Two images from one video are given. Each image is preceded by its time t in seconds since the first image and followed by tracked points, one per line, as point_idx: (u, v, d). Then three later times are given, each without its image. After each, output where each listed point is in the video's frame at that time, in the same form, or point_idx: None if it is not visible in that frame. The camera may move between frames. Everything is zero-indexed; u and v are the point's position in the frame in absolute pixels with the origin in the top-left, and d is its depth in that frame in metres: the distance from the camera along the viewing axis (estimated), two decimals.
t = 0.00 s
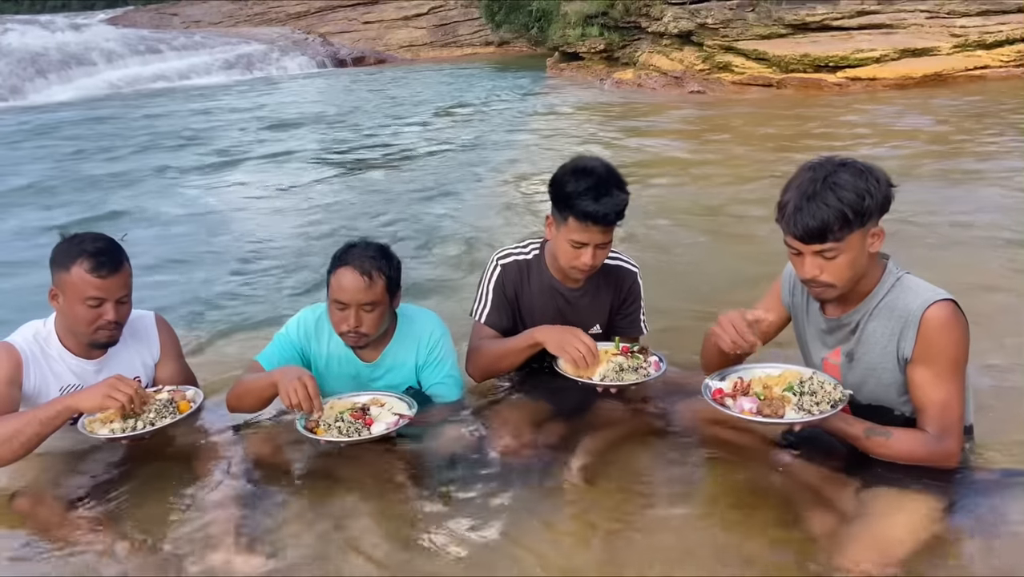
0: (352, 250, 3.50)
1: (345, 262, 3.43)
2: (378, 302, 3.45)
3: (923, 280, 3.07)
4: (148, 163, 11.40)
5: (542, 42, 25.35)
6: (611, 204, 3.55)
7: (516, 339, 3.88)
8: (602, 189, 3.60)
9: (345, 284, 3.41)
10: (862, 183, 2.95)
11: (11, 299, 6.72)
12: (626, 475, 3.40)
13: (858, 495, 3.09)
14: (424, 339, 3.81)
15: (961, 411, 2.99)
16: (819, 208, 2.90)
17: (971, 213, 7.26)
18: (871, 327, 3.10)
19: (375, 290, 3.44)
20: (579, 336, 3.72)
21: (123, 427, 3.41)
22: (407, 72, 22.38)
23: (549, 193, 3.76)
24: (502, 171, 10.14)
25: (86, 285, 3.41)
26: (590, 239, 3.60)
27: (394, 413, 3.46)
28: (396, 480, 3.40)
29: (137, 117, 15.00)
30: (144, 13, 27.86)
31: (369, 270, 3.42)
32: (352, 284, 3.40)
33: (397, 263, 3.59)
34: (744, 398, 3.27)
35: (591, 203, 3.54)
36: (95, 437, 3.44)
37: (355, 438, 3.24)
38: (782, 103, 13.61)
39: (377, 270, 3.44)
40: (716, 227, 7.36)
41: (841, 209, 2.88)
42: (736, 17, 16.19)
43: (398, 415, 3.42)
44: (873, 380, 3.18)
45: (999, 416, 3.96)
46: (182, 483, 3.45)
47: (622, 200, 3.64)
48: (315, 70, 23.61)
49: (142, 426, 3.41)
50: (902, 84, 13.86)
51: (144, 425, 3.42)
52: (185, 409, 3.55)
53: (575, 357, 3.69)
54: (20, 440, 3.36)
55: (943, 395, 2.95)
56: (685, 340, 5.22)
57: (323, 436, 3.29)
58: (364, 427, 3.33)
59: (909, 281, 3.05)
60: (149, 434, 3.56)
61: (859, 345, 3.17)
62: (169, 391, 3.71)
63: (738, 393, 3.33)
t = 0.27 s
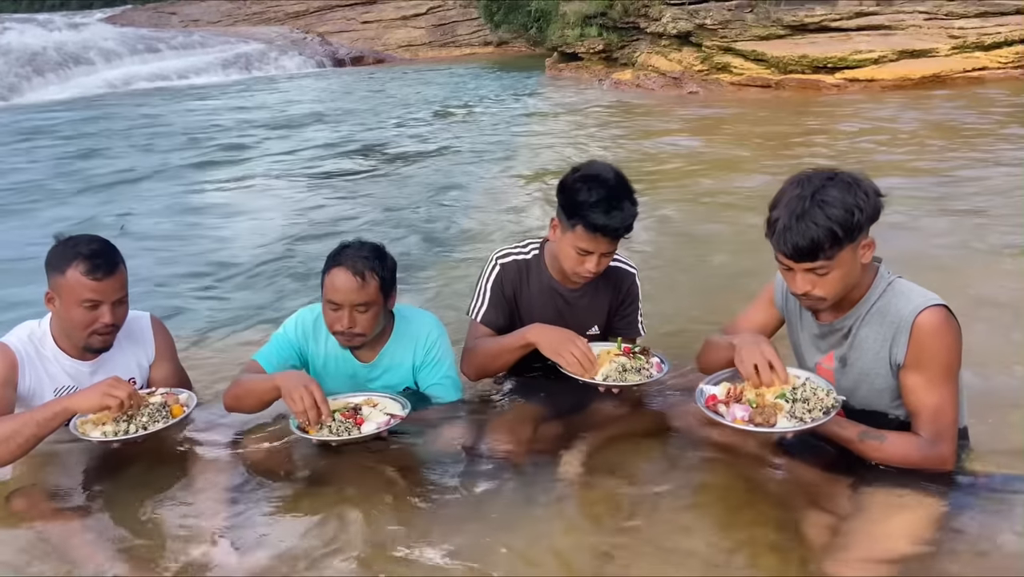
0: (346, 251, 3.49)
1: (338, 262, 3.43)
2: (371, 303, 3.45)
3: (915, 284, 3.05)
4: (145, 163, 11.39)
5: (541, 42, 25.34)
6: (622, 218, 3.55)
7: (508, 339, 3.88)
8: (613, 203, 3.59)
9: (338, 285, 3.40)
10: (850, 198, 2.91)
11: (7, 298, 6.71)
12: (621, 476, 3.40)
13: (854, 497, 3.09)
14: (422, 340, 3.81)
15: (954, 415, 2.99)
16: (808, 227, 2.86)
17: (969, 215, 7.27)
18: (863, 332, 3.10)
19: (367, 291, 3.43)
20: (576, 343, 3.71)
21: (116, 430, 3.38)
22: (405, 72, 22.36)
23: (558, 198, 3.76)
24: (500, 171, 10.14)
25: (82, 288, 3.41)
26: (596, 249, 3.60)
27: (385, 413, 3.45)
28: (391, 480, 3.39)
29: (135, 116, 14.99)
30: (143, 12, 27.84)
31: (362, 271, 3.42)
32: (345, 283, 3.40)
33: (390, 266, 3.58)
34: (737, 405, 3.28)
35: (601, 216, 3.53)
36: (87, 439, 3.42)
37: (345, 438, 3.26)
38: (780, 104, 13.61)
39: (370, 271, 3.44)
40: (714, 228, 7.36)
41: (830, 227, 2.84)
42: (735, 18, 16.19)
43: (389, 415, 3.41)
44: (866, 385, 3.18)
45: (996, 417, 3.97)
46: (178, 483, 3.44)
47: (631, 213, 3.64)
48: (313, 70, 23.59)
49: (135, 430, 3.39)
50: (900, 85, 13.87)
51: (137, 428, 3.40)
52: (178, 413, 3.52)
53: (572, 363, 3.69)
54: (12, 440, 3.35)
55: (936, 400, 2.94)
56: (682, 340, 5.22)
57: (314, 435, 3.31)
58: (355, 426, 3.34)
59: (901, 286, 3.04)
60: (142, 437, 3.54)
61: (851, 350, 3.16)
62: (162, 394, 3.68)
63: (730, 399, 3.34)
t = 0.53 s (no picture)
0: (346, 251, 3.49)
1: (338, 264, 3.43)
2: (370, 304, 3.45)
3: (914, 289, 3.04)
4: (143, 162, 11.38)
5: (540, 42, 25.34)
6: (619, 214, 3.56)
7: (509, 340, 3.88)
8: (609, 199, 3.59)
9: (337, 285, 3.40)
10: (845, 208, 2.88)
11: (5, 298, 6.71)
12: (619, 476, 3.39)
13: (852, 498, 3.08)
14: (421, 341, 3.80)
15: (952, 421, 2.99)
16: (801, 239, 2.84)
17: (968, 215, 7.27)
18: (861, 337, 3.09)
19: (366, 291, 3.43)
20: (577, 350, 3.72)
21: (109, 428, 3.39)
22: (404, 72, 22.36)
23: (554, 200, 3.75)
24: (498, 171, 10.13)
25: (73, 294, 3.40)
26: (596, 246, 3.59)
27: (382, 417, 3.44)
28: (388, 480, 3.39)
29: (134, 115, 14.98)
30: (141, 11, 27.82)
31: (362, 271, 3.41)
32: (345, 284, 3.39)
33: (389, 267, 3.57)
34: (734, 407, 3.27)
35: (598, 212, 3.53)
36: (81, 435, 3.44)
37: (340, 442, 3.25)
38: (778, 104, 13.62)
39: (369, 271, 3.43)
40: (712, 227, 7.38)
41: (824, 240, 2.82)
42: (733, 18, 16.19)
43: (385, 418, 3.41)
44: (863, 389, 3.18)
45: (994, 417, 3.96)
46: (174, 483, 3.44)
47: (628, 209, 3.64)
48: (312, 69, 23.59)
49: (128, 429, 3.40)
50: (898, 85, 13.88)
51: (129, 428, 3.41)
52: (173, 412, 3.52)
53: (570, 368, 3.69)
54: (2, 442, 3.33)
55: (934, 406, 2.94)
56: (681, 340, 5.22)
57: (310, 433, 3.33)
58: (351, 430, 3.33)
59: (899, 291, 3.03)
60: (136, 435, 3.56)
61: (849, 355, 3.16)
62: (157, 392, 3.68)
63: (727, 401, 3.33)
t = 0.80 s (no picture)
0: (348, 249, 3.49)
1: (340, 261, 3.43)
2: (370, 301, 3.45)
3: (915, 292, 3.04)
4: (142, 161, 11.36)
5: (539, 41, 25.33)
6: (615, 211, 3.55)
7: (506, 338, 3.87)
8: (606, 198, 3.59)
9: (338, 282, 3.39)
10: (847, 214, 2.87)
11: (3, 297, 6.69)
12: (619, 476, 3.38)
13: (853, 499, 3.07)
14: (421, 339, 3.80)
15: (953, 424, 2.98)
16: (800, 245, 2.84)
17: (967, 214, 7.27)
18: (862, 340, 3.09)
19: (366, 289, 3.42)
20: (574, 332, 3.71)
21: (102, 420, 3.41)
22: (403, 70, 22.35)
23: (552, 198, 3.74)
24: (497, 170, 10.12)
25: (69, 296, 3.39)
26: (594, 245, 3.58)
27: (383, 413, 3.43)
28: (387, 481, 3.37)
29: (132, 114, 14.95)
30: (140, 10, 27.79)
31: (362, 268, 3.41)
32: (345, 281, 3.39)
33: (390, 265, 3.57)
34: (734, 414, 3.24)
35: (595, 211, 3.53)
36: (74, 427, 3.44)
37: (343, 438, 3.25)
38: (778, 103, 13.61)
39: (369, 269, 3.43)
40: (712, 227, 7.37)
41: (823, 246, 2.81)
42: (732, 17, 16.18)
43: (387, 415, 3.38)
44: (863, 392, 3.17)
45: (995, 417, 3.95)
46: (173, 483, 3.42)
47: (625, 207, 3.63)
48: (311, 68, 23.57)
49: (120, 423, 3.40)
50: (898, 84, 13.88)
51: (122, 421, 3.41)
52: (165, 409, 3.53)
53: (572, 354, 3.69)
54: None
55: (935, 410, 2.94)
56: (680, 340, 5.21)
57: (312, 435, 3.32)
58: (352, 426, 3.32)
59: (900, 294, 3.03)
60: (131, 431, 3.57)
61: (849, 357, 3.16)
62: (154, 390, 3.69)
63: (727, 408, 3.30)
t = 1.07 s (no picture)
0: (343, 245, 3.50)
1: (337, 255, 3.44)
2: (366, 295, 3.45)
3: (919, 292, 3.04)
4: (143, 159, 11.36)
5: (539, 40, 25.31)
6: (616, 208, 3.55)
7: (507, 338, 3.87)
8: (607, 194, 3.58)
9: (335, 277, 3.40)
10: (851, 218, 2.86)
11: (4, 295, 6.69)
12: (620, 474, 3.39)
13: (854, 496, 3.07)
14: (420, 337, 3.80)
15: (956, 425, 2.98)
16: (802, 248, 2.84)
17: (967, 211, 7.27)
18: (865, 340, 3.09)
19: (362, 282, 3.42)
20: (573, 344, 3.75)
21: (101, 415, 3.42)
22: (403, 69, 22.34)
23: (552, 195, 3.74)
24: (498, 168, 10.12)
25: (66, 288, 3.40)
26: (594, 242, 3.59)
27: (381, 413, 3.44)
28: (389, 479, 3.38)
29: (133, 113, 14.95)
30: (139, 9, 27.75)
31: (359, 261, 3.42)
32: (342, 275, 3.40)
33: (388, 261, 3.58)
34: (736, 407, 3.26)
35: (595, 207, 3.53)
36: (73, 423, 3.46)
37: (339, 438, 3.23)
38: (778, 101, 13.59)
39: (367, 262, 3.44)
40: (712, 225, 7.37)
41: (825, 251, 2.81)
42: (732, 15, 16.16)
43: (386, 416, 3.39)
44: (866, 391, 3.17)
45: (995, 414, 3.96)
46: (175, 481, 3.43)
47: (626, 203, 3.63)
48: (311, 66, 23.56)
49: (119, 418, 3.41)
50: (898, 82, 13.86)
51: (121, 416, 3.43)
52: (165, 404, 3.55)
53: (570, 360, 3.71)
54: None
55: (938, 410, 2.93)
56: (681, 338, 5.21)
57: (310, 434, 3.30)
58: (351, 427, 3.32)
59: (904, 294, 3.02)
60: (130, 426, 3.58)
61: (852, 357, 3.16)
62: (155, 386, 3.71)
63: (729, 401, 3.32)
